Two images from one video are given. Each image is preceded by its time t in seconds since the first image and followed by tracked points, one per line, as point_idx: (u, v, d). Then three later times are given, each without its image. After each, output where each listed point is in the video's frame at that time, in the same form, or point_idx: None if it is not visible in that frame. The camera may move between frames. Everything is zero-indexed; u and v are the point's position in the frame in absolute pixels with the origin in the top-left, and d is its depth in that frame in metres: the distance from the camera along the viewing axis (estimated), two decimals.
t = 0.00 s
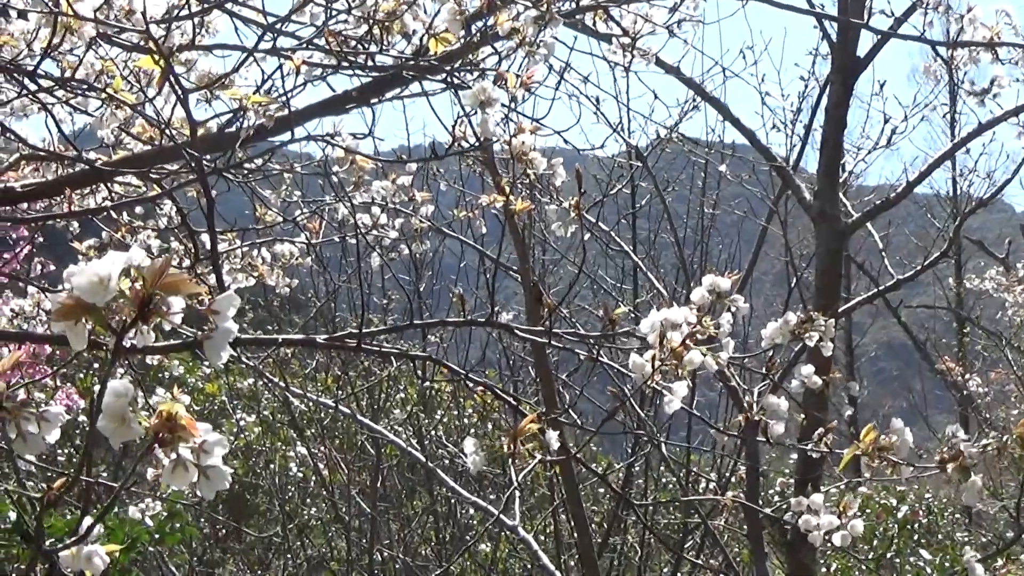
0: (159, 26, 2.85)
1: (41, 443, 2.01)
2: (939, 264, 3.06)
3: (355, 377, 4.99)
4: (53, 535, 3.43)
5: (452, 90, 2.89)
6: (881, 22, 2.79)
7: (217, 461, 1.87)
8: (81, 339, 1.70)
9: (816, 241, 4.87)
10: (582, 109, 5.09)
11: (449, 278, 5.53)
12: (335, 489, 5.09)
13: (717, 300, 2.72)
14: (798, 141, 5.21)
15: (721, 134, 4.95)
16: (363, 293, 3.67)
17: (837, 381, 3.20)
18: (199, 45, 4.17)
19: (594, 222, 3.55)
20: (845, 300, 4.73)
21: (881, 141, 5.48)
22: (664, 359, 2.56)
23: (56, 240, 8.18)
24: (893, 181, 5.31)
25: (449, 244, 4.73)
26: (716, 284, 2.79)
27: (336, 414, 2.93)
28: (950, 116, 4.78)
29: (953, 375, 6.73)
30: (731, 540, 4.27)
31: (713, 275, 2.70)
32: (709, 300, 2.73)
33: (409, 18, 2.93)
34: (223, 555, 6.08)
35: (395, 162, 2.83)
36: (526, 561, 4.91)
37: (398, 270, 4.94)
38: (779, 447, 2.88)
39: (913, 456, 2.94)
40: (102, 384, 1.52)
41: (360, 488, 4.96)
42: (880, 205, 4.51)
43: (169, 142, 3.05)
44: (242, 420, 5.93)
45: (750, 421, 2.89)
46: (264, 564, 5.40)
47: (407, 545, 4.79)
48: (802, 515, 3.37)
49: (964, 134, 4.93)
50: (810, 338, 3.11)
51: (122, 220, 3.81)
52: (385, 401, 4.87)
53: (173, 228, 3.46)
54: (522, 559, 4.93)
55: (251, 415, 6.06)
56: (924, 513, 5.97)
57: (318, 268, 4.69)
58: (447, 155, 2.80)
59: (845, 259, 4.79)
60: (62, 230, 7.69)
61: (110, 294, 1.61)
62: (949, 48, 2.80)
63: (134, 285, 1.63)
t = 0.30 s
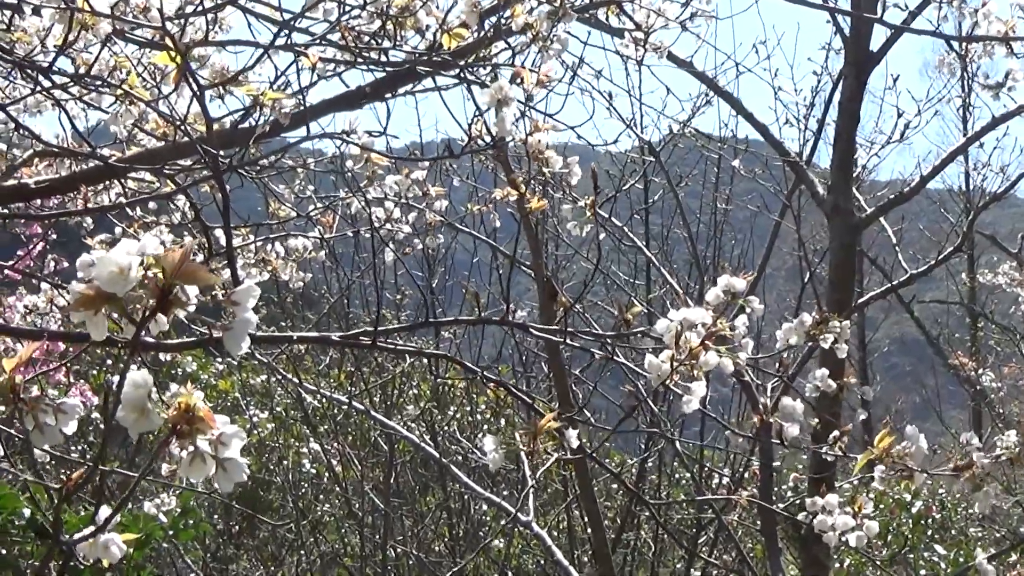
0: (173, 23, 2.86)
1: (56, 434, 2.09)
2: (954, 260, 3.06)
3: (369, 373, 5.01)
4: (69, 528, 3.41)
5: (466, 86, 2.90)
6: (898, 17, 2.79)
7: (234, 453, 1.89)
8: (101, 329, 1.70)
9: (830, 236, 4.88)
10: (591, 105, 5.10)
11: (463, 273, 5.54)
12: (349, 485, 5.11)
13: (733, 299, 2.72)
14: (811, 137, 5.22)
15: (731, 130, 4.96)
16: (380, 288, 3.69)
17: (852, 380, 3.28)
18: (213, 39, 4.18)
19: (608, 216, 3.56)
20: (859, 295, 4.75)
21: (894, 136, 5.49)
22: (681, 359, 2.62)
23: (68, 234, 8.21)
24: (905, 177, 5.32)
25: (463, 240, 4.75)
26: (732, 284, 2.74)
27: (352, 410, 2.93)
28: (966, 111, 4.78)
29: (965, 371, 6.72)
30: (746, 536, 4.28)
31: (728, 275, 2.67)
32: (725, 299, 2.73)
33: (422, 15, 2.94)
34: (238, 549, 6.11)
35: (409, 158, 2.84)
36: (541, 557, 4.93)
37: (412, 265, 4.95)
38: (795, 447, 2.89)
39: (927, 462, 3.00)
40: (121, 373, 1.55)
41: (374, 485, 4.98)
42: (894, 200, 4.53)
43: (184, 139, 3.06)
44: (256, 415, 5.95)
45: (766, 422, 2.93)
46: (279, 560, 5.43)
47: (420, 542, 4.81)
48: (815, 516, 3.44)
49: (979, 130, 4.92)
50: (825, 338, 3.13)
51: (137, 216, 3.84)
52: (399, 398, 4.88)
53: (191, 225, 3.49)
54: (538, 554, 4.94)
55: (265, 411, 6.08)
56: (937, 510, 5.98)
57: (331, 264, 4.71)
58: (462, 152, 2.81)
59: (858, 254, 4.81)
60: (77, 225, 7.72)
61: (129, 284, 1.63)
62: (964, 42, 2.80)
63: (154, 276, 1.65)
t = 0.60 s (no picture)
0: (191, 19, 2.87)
1: (75, 413, 2.11)
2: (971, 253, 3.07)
3: (386, 370, 5.03)
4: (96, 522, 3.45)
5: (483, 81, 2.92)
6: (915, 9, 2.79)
7: (252, 427, 1.89)
8: (111, 301, 1.75)
9: (848, 229, 4.88)
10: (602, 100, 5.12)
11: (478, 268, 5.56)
12: (368, 481, 5.14)
13: (753, 293, 2.74)
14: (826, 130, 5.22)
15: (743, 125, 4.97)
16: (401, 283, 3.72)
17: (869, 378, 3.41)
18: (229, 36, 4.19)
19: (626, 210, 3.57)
20: (878, 289, 4.76)
21: (910, 129, 5.48)
22: (703, 355, 2.64)
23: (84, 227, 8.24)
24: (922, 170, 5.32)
25: (479, 235, 4.76)
26: (752, 278, 2.77)
27: (367, 406, 2.90)
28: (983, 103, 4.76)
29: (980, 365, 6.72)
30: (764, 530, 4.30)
31: (748, 270, 2.70)
32: (745, 294, 2.75)
33: (439, 9, 2.95)
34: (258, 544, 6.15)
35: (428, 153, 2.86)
36: (559, 551, 4.96)
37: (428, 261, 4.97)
38: (816, 441, 2.90)
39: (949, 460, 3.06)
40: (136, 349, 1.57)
41: (393, 481, 5.01)
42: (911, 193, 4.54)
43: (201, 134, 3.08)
44: (273, 411, 5.98)
45: (788, 418, 2.98)
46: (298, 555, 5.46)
47: (439, 537, 4.84)
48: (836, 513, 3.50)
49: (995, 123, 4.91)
50: (846, 332, 3.17)
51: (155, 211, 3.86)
52: (417, 394, 4.91)
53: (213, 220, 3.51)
54: (557, 548, 4.97)
55: (282, 407, 6.10)
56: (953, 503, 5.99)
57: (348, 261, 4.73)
58: (481, 147, 2.83)
59: (877, 247, 4.81)
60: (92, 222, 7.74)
61: (141, 255, 1.64)
62: (981, 34, 2.80)
63: (165, 246, 1.65)
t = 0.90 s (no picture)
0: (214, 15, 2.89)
1: (92, 415, 2.03)
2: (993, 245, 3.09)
3: (409, 366, 5.07)
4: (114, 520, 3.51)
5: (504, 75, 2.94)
6: None
7: (269, 430, 1.88)
8: (124, 306, 1.75)
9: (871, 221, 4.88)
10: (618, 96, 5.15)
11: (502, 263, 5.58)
12: (393, 476, 5.18)
13: (776, 286, 2.75)
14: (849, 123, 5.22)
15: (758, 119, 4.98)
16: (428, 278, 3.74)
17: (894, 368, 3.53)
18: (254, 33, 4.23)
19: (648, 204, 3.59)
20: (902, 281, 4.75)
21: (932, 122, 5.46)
22: (726, 349, 2.64)
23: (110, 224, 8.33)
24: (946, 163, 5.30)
25: (501, 230, 4.79)
26: (775, 271, 2.78)
27: (392, 402, 2.88)
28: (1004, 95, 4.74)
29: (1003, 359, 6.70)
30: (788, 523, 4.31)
31: (771, 263, 2.71)
32: (768, 286, 2.76)
33: (461, 4, 2.97)
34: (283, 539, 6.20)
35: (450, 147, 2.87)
36: (583, 546, 4.98)
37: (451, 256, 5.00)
38: (840, 435, 2.91)
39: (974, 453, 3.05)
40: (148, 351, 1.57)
41: (417, 476, 5.05)
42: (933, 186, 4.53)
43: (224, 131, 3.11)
44: (297, 408, 6.01)
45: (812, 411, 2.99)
46: (322, 551, 5.50)
47: (463, 532, 4.87)
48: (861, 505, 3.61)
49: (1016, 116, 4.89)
50: (870, 324, 3.28)
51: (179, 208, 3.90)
52: (441, 389, 4.94)
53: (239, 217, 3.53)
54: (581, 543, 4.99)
55: (307, 403, 6.14)
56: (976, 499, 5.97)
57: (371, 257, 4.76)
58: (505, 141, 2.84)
59: (900, 239, 4.80)
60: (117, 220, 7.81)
61: (152, 259, 1.64)
62: (1003, 25, 2.81)
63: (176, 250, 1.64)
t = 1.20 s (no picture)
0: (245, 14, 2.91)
1: (133, 418, 2.02)
2: None
3: (444, 362, 5.10)
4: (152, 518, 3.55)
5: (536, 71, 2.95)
6: None
7: (312, 434, 1.88)
8: (172, 311, 1.71)
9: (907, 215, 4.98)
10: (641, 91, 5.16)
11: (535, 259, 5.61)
12: (428, 471, 5.22)
13: (811, 280, 2.75)
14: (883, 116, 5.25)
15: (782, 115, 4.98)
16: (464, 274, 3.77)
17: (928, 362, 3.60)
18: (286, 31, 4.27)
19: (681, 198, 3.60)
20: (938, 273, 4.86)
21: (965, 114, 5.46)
22: (759, 345, 2.64)
23: (147, 223, 8.44)
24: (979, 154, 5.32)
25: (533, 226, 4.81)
26: (809, 265, 2.78)
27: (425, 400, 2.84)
28: None
29: None
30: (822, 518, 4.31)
31: (806, 257, 2.71)
32: (803, 280, 2.77)
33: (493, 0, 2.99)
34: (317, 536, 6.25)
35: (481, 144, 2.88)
36: (618, 542, 4.99)
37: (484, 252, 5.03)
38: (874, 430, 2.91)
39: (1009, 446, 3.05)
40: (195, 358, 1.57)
41: (452, 472, 5.09)
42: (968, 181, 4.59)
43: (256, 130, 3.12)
44: (331, 405, 6.05)
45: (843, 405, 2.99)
46: (356, 548, 5.53)
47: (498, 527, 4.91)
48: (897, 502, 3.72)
49: None
50: (905, 317, 3.37)
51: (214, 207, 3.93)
52: (475, 385, 4.98)
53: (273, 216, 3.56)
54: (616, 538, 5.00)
55: (339, 401, 6.17)
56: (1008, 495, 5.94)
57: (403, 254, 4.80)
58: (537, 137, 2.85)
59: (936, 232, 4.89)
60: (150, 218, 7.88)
61: (199, 266, 1.63)
62: None
63: (223, 257, 1.64)
